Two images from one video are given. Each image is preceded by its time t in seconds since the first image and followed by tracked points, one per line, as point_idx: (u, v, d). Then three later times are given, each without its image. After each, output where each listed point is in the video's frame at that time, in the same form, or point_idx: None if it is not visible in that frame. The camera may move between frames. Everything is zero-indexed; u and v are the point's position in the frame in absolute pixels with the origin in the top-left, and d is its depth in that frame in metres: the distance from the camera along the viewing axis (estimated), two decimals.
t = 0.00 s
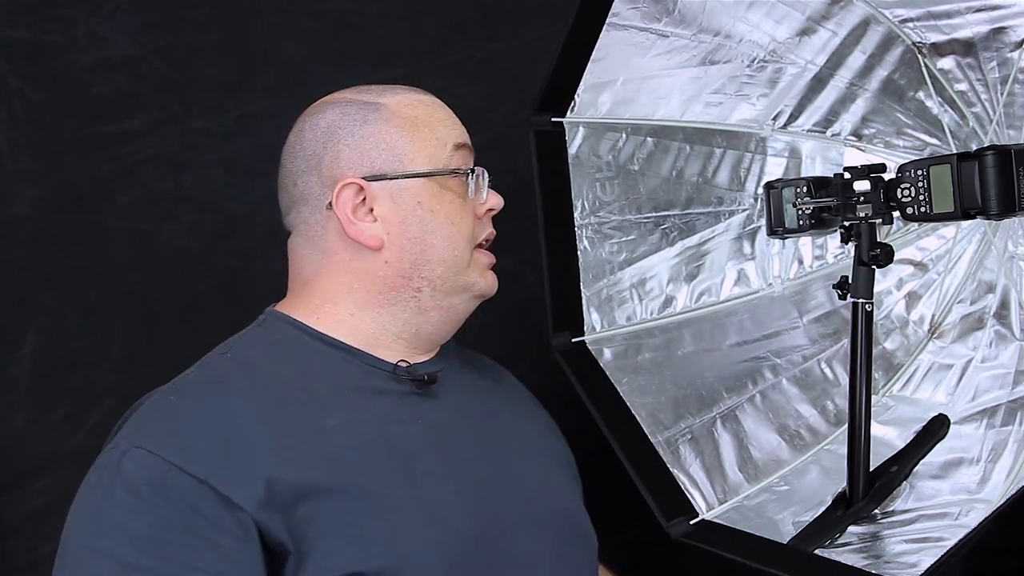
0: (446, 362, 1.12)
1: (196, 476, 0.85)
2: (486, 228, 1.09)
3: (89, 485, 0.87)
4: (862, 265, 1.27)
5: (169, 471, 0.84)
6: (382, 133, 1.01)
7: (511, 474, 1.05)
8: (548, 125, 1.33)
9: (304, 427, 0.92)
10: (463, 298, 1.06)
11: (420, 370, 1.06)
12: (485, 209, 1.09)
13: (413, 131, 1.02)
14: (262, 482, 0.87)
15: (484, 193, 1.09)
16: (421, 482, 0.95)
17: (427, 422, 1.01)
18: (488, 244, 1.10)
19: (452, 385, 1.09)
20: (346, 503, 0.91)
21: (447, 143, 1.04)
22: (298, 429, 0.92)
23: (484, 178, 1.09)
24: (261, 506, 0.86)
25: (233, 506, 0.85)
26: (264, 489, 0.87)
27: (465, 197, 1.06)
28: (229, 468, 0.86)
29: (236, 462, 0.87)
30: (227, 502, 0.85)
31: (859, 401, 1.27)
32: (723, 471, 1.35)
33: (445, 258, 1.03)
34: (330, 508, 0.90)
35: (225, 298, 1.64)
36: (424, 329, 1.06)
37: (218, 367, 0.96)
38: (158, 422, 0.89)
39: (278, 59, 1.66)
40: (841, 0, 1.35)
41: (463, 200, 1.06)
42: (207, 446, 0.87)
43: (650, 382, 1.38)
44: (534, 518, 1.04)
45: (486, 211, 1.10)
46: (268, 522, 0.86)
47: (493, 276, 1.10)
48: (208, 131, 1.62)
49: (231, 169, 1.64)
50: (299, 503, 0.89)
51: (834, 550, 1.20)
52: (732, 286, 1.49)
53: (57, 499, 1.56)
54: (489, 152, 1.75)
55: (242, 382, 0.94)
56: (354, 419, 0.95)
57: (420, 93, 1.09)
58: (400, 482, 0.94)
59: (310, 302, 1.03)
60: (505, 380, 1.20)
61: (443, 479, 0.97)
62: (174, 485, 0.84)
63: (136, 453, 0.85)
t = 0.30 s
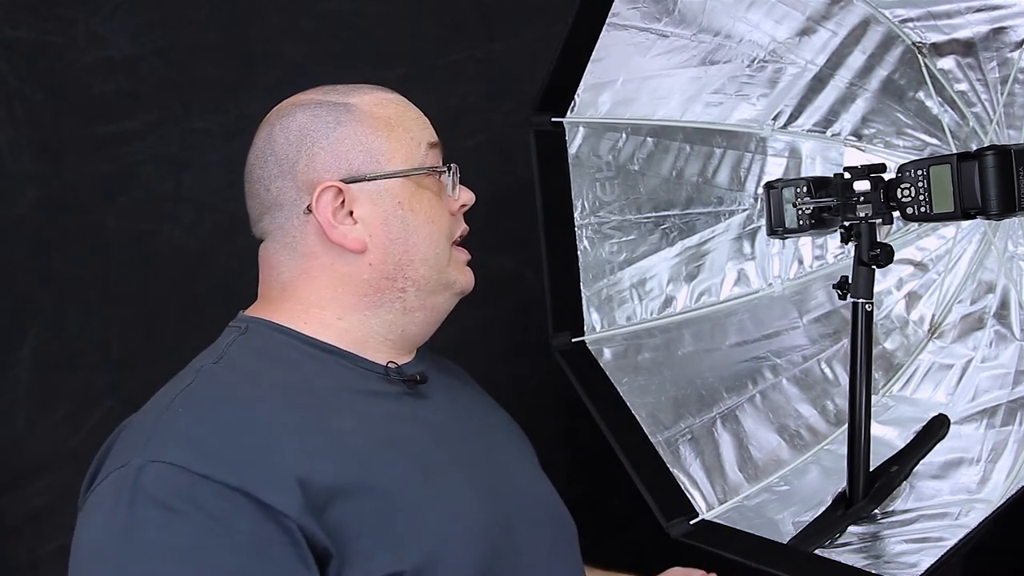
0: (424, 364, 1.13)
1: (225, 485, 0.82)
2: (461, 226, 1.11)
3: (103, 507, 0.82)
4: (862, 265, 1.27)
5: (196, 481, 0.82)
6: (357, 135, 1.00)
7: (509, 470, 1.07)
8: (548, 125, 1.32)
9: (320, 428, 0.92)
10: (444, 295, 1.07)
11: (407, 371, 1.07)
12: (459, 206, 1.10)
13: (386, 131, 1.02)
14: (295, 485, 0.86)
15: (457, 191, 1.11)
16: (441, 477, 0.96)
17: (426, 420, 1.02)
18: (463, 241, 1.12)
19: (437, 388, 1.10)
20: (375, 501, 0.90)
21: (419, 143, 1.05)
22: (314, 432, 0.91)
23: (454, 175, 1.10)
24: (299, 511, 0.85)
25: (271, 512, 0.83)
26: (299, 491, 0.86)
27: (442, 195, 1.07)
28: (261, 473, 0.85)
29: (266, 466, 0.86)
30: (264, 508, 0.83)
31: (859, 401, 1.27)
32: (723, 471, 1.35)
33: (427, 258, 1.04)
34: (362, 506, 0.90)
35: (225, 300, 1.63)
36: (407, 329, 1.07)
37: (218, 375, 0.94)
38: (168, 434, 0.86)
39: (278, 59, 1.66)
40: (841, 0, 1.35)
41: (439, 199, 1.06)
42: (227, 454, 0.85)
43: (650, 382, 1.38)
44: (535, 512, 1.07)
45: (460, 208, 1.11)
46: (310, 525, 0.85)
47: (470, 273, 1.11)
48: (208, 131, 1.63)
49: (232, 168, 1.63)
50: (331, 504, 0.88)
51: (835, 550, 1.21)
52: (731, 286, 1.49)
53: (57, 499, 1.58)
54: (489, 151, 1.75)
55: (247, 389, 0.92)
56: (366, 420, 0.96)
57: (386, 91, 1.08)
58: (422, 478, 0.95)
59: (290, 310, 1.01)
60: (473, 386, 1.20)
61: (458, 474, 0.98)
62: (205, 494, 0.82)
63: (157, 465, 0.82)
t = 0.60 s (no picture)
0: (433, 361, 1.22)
1: (253, 468, 0.89)
2: (461, 223, 1.21)
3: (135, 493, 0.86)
4: (862, 264, 1.27)
5: (226, 465, 0.87)
6: (358, 138, 1.09)
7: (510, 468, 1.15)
8: (548, 125, 1.32)
9: (341, 421, 0.99)
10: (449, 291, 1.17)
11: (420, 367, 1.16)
12: (461, 204, 1.20)
13: (388, 133, 1.11)
14: (321, 470, 0.93)
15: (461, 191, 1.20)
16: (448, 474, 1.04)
17: (434, 416, 1.10)
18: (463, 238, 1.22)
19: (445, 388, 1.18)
20: (392, 490, 0.98)
21: (422, 142, 1.14)
22: (336, 425, 0.99)
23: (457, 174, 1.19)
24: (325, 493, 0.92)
25: (298, 491, 0.90)
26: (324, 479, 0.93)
27: (445, 195, 1.17)
28: (290, 461, 0.92)
29: (293, 454, 0.93)
30: (295, 490, 0.90)
31: (859, 400, 1.27)
32: (723, 471, 1.36)
33: (432, 255, 1.13)
34: (382, 494, 0.97)
35: (225, 299, 1.64)
36: (416, 326, 1.16)
37: (244, 371, 1.01)
38: (198, 425, 0.92)
39: (278, 59, 1.66)
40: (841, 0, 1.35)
41: (444, 198, 1.16)
42: (256, 442, 0.92)
43: (650, 382, 1.38)
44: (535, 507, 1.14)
45: (461, 205, 1.20)
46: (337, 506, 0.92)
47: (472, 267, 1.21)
48: (208, 131, 1.63)
49: (232, 169, 1.64)
50: (354, 493, 0.95)
51: (834, 550, 1.20)
52: (731, 286, 1.49)
53: (57, 498, 1.58)
54: (489, 151, 1.75)
55: (271, 386, 1.00)
56: (383, 414, 1.03)
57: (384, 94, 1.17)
58: (435, 470, 1.03)
59: (304, 309, 1.10)
60: (476, 384, 1.28)
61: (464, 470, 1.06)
62: (234, 478, 0.87)
63: (189, 452, 0.88)
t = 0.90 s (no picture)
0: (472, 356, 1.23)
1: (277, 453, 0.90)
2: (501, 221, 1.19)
3: (173, 472, 0.90)
4: (862, 265, 1.27)
5: (252, 449, 0.89)
6: (393, 142, 1.10)
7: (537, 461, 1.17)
8: (548, 125, 1.32)
9: (370, 414, 1.02)
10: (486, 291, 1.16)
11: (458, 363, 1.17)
12: (499, 202, 1.18)
13: (423, 135, 1.11)
14: (340, 461, 0.96)
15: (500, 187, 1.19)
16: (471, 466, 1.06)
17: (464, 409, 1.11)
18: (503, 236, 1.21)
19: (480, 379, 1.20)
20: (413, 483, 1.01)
21: (458, 143, 1.13)
22: (367, 416, 1.01)
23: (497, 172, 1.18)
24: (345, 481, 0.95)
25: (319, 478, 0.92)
26: (345, 471, 0.96)
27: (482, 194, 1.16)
28: (317, 450, 0.95)
29: (321, 445, 0.96)
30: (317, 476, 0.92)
31: (859, 401, 1.27)
32: (723, 471, 1.35)
33: (467, 255, 1.12)
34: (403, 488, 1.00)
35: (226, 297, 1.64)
36: (455, 323, 1.16)
37: (279, 363, 1.04)
38: (234, 412, 0.95)
39: (278, 58, 1.66)
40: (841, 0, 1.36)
41: (481, 198, 1.15)
42: (284, 429, 0.94)
43: (650, 382, 1.38)
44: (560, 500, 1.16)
45: (501, 202, 1.18)
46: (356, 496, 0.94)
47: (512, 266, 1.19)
48: (208, 131, 1.63)
49: (232, 169, 1.64)
50: (375, 483, 0.99)
51: (834, 550, 1.21)
52: (731, 285, 1.49)
53: (57, 498, 1.59)
54: (489, 151, 1.75)
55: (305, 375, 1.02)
56: (411, 407, 1.06)
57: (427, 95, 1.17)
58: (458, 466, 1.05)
59: (347, 304, 1.12)
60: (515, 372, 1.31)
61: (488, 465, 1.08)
62: (260, 461, 0.88)
63: (223, 436, 0.90)
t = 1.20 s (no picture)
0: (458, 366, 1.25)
1: (214, 456, 0.98)
2: (436, 226, 1.16)
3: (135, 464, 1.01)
4: (862, 265, 1.27)
5: (198, 449, 0.98)
6: (332, 157, 1.22)
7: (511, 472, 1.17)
8: (548, 125, 1.32)
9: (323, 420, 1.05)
10: (410, 298, 1.15)
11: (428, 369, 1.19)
12: (434, 209, 1.16)
13: (354, 145, 1.20)
14: (278, 464, 1.00)
15: (432, 190, 1.18)
16: (420, 475, 1.07)
17: (431, 418, 1.13)
18: (445, 243, 1.17)
19: (459, 385, 1.22)
20: (348, 483, 1.03)
21: (378, 150, 1.18)
22: (313, 418, 1.05)
23: (426, 176, 1.19)
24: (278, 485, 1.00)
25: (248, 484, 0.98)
26: (276, 468, 1.00)
27: (402, 200, 1.17)
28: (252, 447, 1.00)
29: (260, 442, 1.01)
30: (248, 480, 0.98)
31: (859, 401, 1.27)
32: (723, 471, 1.35)
33: (390, 264, 1.14)
34: (344, 493, 1.02)
35: (225, 297, 1.64)
36: (394, 327, 1.18)
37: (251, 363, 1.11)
38: (197, 411, 1.02)
39: (278, 58, 1.66)
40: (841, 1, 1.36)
41: (398, 204, 1.16)
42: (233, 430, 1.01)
43: (650, 382, 1.38)
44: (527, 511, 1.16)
45: (432, 209, 1.16)
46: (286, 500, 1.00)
47: (444, 275, 1.16)
48: (208, 131, 1.63)
49: (231, 169, 1.65)
50: (307, 483, 1.01)
51: (835, 550, 1.22)
52: (732, 285, 1.48)
53: (57, 498, 1.58)
54: (489, 151, 1.75)
55: (269, 374, 1.09)
56: (365, 415, 1.08)
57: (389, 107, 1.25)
58: (407, 475, 1.06)
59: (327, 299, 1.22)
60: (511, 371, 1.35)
61: (437, 468, 1.09)
62: (202, 462, 0.98)
63: (176, 433, 0.99)
